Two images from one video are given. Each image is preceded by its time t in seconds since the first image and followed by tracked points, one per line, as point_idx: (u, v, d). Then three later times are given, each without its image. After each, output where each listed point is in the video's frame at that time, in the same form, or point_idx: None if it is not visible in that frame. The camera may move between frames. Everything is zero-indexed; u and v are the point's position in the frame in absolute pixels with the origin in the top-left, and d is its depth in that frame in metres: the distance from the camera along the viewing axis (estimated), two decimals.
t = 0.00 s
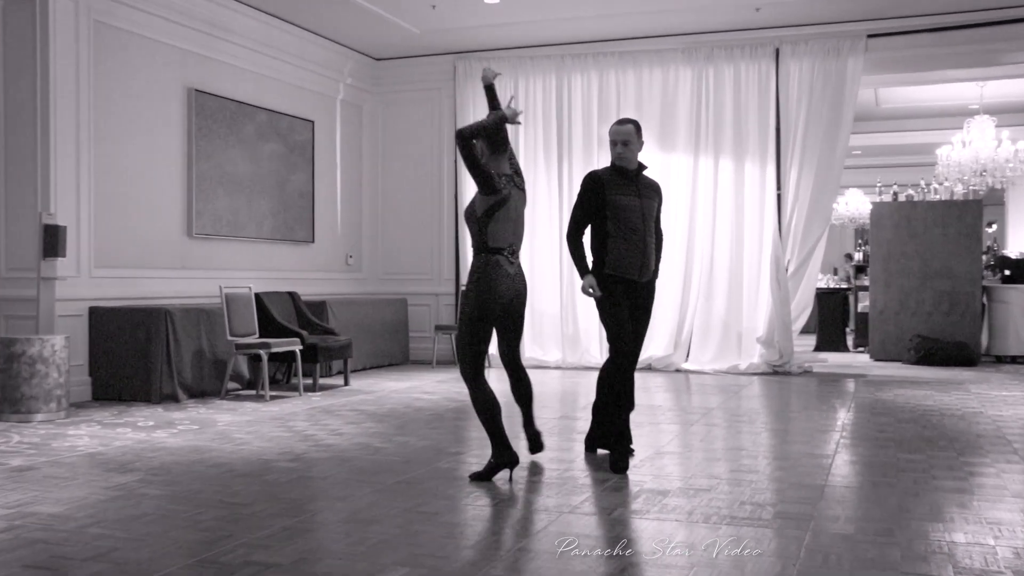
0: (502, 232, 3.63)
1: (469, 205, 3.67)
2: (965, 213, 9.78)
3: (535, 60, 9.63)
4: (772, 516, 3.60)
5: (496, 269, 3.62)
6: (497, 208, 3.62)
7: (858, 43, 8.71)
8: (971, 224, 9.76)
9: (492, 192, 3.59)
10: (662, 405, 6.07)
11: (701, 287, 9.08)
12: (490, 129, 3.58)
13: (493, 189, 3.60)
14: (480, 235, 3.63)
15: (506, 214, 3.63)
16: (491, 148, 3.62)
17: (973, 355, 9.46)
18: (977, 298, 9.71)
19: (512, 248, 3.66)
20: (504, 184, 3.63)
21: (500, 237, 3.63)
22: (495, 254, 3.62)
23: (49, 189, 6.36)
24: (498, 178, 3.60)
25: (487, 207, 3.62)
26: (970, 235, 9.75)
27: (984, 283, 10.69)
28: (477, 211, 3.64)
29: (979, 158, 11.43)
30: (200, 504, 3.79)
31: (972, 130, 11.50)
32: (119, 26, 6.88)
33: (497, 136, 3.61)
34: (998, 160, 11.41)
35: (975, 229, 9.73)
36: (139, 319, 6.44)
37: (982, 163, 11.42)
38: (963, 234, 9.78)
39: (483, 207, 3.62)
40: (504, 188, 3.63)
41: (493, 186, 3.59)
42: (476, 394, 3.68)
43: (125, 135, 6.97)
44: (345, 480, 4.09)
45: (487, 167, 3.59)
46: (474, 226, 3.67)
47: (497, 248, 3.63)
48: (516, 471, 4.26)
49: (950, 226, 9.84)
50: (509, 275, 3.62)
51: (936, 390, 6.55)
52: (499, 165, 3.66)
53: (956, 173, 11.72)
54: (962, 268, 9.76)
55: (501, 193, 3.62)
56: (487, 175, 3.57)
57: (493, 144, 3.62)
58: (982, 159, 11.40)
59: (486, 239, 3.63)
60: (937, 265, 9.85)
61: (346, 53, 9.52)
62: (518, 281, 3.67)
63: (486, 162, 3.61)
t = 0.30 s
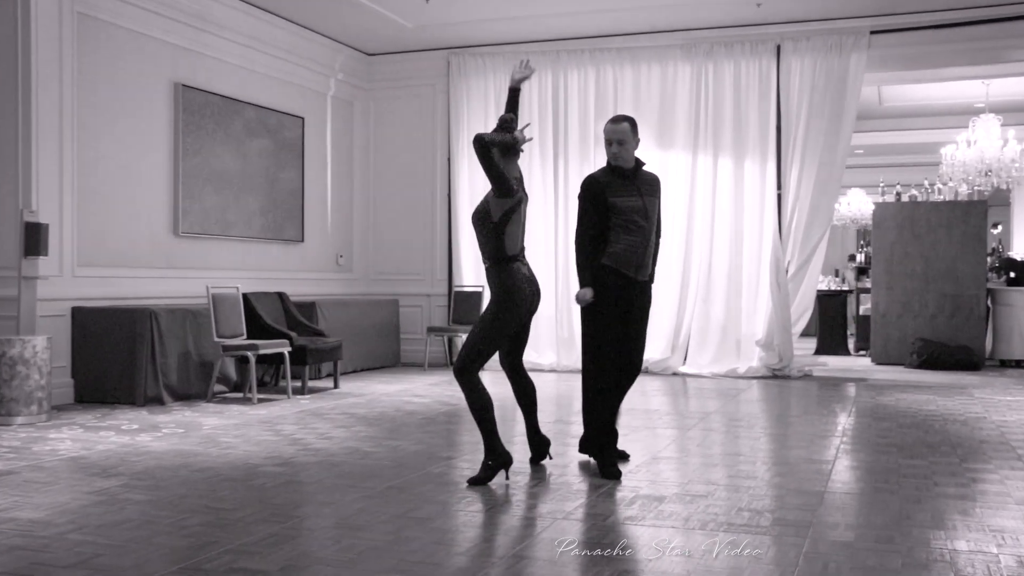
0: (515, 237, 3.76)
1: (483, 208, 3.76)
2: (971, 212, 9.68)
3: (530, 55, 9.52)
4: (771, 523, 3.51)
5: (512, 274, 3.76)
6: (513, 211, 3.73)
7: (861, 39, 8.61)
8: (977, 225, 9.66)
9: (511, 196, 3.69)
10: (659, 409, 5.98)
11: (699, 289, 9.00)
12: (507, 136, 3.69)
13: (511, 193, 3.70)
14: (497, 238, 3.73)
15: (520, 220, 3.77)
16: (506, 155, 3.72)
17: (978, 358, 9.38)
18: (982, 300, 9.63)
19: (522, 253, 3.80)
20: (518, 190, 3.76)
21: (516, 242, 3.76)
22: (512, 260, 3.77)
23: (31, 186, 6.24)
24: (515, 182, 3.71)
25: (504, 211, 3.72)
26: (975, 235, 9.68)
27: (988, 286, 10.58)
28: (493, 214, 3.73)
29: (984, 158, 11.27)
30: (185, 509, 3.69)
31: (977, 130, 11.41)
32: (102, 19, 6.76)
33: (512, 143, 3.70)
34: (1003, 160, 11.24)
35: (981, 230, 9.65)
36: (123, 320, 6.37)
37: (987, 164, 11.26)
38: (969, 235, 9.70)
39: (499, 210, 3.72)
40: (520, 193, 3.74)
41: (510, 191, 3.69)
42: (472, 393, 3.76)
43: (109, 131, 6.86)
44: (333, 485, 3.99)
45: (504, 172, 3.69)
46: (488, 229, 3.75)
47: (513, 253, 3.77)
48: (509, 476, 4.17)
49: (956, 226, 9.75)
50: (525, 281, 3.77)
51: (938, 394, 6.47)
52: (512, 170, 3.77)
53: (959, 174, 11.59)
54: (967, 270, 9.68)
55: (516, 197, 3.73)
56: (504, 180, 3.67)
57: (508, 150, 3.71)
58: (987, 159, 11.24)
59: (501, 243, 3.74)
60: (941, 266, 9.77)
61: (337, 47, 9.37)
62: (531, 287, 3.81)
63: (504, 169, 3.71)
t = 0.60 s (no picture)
0: (516, 240, 3.73)
1: (479, 217, 3.73)
2: (969, 216, 9.64)
3: (521, 51, 9.43)
4: (764, 530, 3.44)
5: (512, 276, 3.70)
6: (510, 215, 3.71)
7: (859, 38, 8.56)
8: (974, 230, 9.62)
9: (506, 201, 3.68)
10: (651, 414, 5.91)
11: (692, 292, 8.93)
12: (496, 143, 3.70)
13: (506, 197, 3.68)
14: (497, 242, 3.70)
15: (519, 222, 3.74)
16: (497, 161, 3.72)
17: (976, 364, 9.32)
18: (979, 306, 9.59)
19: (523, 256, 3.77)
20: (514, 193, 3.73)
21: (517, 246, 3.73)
22: (511, 262, 3.71)
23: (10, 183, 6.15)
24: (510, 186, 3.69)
25: (501, 216, 3.70)
26: (972, 240, 9.63)
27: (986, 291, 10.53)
28: (490, 220, 3.71)
29: (983, 160, 11.22)
30: (165, 514, 3.60)
31: (976, 131, 11.35)
32: (84, 12, 6.67)
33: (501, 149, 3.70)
34: (1003, 162, 11.19)
35: (978, 235, 9.60)
36: (104, 319, 6.29)
37: (986, 166, 11.21)
38: (965, 240, 9.66)
39: (497, 216, 3.70)
40: (516, 196, 3.72)
41: (505, 196, 3.67)
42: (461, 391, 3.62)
43: (90, 126, 6.77)
44: (318, 491, 3.90)
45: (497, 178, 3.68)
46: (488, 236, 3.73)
47: (514, 256, 3.72)
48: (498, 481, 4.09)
49: (954, 230, 9.71)
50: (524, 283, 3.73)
51: (935, 401, 6.40)
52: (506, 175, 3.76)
53: (958, 176, 11.55)
54: (964, 275, 9.63)
55: (512, 200, 3.71)
56: (498, 186, 3.65)
57: (499, 155, 3.71)
58: (986, 162, 11.19)
59: (502, 247, 3.71)
60: (938, 271, 9.72)
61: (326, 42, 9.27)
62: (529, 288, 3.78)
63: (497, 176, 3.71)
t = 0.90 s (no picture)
0: (519, 238, 3.56)
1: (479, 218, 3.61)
2: (985, 213, 9.47)
3: (517, 43, 9.26)
4: (771, 543, 3.26)
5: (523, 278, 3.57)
6: (506, 210, 3.54)
7: (869, 28, 8.40)
8: (990, 228, 9.44)
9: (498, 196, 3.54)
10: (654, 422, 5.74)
11: (696, 293, 8.74)
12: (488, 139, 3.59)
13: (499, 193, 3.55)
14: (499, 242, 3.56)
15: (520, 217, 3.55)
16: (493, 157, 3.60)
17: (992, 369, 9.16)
18: (995, 308, 9.42)
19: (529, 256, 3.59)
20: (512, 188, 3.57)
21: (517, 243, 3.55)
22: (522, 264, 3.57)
23: None
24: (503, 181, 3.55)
25: (497, 212, 3.55)
26: (988, 239, 9.46)
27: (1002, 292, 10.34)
28: (488, 219, 3.57)
29: (1000, 156, 11.06)
30: (144, 527, 3.43)
31: (992, 125, 11.20)
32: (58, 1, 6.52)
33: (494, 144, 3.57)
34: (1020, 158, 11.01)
35: (994, 233, 9.43)
36: (80, 323, 6.12)
37: (1003, 161, 11.04)
38: (981, 238, 9.48)
39: (493, 213, 3.55)
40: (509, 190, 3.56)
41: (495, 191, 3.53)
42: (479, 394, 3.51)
43: (66, 120, 6.61)
44: (304, 503, 3.73)
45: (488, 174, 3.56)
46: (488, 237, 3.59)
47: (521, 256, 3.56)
48: (493, 492, 3.92)
49: (968, 229, 9.54)
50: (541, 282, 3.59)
51: (949, 407, 6.22)
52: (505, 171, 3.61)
53: (974, 172, 11.38)
54: (979, 275, 9.46)
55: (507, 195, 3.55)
56: (486, 181, 3.54)
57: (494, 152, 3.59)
58: (1003, 157, 11.02)
59: (502, 247, 3.55)
60: (953, 271, 9.55)
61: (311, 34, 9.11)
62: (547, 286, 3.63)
63: (492, 174, 3.59)
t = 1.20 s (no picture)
0: (502, 239, 3.47)
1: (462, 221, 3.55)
2: (979, 216, 9.44)
3: (502, 41, 9.18)
4: (760, 552, 3.19)
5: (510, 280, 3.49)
6: (486, 209, 3.47)
7: (864, 28, 8.35)
8: (984, 232, 9.42)
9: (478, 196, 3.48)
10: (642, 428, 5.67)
11: (685, 298, 8.67)
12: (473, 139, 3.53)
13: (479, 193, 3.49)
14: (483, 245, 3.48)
15: (501, 217, 3.47)
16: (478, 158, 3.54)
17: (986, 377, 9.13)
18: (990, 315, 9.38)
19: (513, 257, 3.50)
20: (494, 187, 3.49)
21: (499, 243, 3.46)
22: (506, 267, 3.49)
23: None
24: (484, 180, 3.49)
25: (476, 212, 3.48)
26: (982, 244, 9.42)
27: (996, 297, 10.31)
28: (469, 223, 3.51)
29: (994, 159, 11.02)
30: (119, 533, 3.34)
31: (988, 129, 11.15)
32: None
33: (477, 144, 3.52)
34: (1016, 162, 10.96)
35: (988, 237, 9.40)
36: (54, 323, 5.99)
37: (998, 164, 11.01)
38: (975, 243, 9.45)
39: (474, 214, 3.49)
40: (490, 189, 3.49)
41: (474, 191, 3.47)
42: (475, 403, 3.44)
43: (40, 115, 6.51)
44: (283, 510, 3.64)
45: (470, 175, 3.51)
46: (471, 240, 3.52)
47: (505, 258, 3.48)
48: (477, 500, 3.84)
49: (962, 233, 9.50)
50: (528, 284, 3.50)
51: (943, 415, 6.16)
52: (488, 171, 3.55)
53: (969, 176, 11.35)
54: (974, 282, 9.42)
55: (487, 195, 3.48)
56: (466, 182, 3.49)
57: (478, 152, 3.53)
58: (998, 160, 10.99)
59: (484, 249, 3.48)
60: (947, 277, 9.50)
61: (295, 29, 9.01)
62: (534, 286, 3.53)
63: (477, 176, 3.53)
